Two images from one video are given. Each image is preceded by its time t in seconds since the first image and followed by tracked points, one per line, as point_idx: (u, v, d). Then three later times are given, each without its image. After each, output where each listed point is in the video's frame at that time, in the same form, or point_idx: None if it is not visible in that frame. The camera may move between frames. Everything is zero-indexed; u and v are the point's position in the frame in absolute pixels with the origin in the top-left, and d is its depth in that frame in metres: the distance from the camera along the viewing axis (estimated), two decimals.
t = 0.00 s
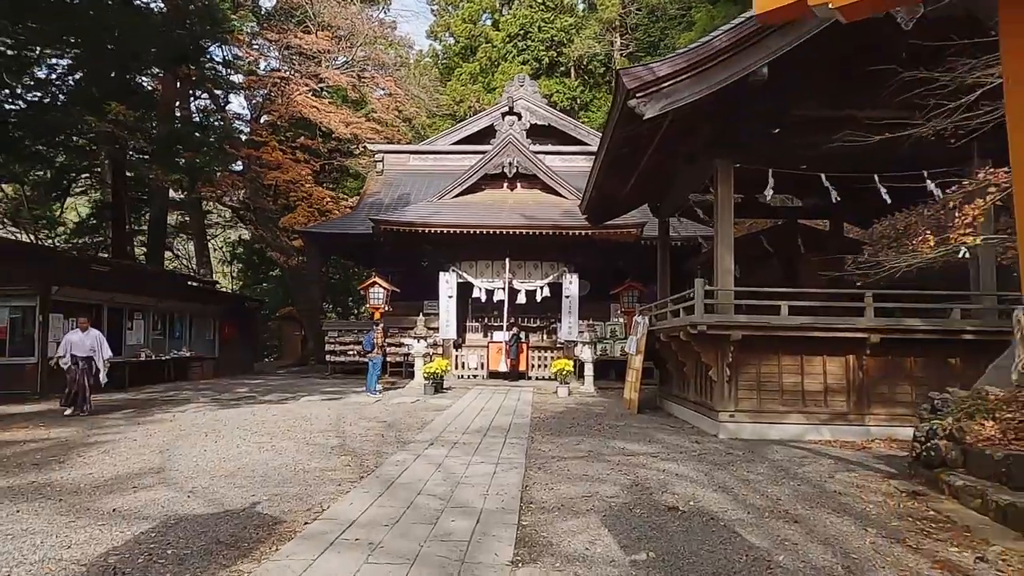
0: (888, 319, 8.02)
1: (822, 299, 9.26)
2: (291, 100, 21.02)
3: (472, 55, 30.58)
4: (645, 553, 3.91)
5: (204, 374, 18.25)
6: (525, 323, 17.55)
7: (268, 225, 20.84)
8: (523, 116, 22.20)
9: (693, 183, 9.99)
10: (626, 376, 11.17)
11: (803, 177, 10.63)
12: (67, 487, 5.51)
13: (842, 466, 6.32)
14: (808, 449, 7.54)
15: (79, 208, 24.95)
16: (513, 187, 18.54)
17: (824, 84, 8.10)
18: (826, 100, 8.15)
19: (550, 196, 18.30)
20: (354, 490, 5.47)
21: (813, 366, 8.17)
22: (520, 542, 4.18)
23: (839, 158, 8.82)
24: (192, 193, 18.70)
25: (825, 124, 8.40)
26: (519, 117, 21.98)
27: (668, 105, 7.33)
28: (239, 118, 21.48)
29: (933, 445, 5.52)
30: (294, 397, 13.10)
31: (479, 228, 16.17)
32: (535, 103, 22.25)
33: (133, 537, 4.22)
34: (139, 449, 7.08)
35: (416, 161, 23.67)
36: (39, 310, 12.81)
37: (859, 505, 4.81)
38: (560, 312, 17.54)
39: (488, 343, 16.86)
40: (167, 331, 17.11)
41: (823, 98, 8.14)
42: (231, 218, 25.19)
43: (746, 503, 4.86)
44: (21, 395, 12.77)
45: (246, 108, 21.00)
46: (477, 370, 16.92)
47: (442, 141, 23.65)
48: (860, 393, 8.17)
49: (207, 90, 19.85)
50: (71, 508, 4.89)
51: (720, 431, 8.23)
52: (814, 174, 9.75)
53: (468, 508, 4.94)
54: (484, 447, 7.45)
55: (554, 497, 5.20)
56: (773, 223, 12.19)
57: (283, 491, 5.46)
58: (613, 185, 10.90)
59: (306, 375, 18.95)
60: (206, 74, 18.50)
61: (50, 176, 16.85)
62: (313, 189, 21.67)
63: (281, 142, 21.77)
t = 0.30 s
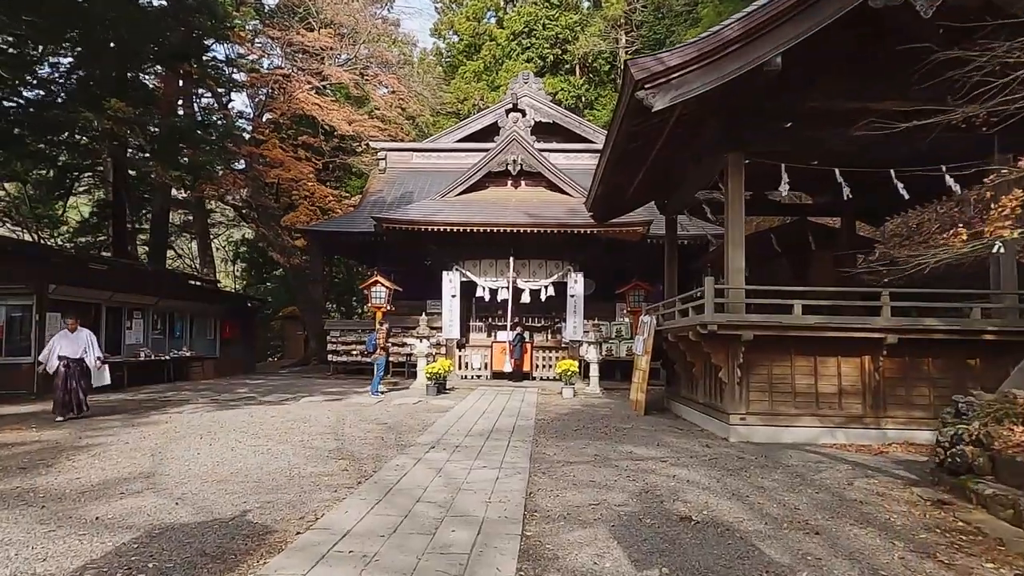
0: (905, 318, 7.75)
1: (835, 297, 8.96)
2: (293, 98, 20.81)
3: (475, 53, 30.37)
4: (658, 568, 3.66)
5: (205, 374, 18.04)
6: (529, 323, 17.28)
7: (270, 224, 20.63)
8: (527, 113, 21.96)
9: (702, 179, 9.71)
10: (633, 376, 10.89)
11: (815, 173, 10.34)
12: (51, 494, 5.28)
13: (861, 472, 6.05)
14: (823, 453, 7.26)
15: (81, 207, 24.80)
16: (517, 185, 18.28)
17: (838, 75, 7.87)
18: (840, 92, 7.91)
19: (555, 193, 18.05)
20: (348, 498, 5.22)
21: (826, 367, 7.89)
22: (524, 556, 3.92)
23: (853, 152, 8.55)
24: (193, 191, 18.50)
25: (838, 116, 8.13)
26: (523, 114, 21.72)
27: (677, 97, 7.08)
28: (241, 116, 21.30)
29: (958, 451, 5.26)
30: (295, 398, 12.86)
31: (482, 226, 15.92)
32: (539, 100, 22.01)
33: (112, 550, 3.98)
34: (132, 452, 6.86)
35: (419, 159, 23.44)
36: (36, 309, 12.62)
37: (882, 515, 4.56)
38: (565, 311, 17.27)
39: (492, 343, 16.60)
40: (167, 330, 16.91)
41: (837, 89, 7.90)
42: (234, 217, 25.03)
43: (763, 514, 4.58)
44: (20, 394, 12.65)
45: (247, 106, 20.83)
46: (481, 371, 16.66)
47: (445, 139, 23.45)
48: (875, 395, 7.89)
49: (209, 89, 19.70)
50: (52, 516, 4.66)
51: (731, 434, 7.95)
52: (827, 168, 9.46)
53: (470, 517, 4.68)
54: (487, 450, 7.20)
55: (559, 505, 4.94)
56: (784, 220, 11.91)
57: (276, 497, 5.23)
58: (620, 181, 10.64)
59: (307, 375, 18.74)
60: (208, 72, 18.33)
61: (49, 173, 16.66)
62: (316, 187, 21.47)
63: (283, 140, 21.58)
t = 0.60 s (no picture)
0: (922, 319, 7.49)
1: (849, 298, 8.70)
2: (295, 98, 20.59)
3: (479, 53, 30.16)
4: None
5: (206, 376, 17.84)
6: (534, 324, 17.04)
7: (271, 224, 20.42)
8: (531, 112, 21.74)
9: (711, 177, 9.47)
10: (640, 378, 10.64)
11: (826, 170, 10.09)
12: (36, 504, 5.06)
13: (879, 480, 5.81)
14: (839, 459, 7.01)
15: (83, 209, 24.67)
16: (521, 184, 18.05)
17: (852, 69, 7.62)
18: (853, 86, 7.65)
19: (559, 193, 17.82)
20: (345, 508, 4.98)
21: (840, 370, 7.64)
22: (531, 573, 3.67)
23: (867, 148, 8.29)
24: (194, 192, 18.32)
25: (851, 111, 7.87)
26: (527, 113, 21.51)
27: (689, 91, 6.82)
28: (243, 116, 21.13)
29: (986, 459, 5.01)
30: (296, 401, 12.63)
31: (485, 226, 15.67)
32: (543, 99, 21.79)
33: (94, 566, 3.76)
34: (124, 459, 6.63)
35: (422, 159, 23.13)
36: (33, 310, 12.43)
37: (908, 528, 4.31)
38: (570, 312, 17.03)
39: (496, 345, 16.34)
40: (167, 332, 16.69)
41: (850, 83, 7.64)
42: (236, 218, 24.84)
43: (782, 527, 4.33)
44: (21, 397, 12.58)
45: (249, 106, 20.64)
46: (485, 373, 16.41)
47: (449, 138, 23.13)
48: (892, 400, 7.63)
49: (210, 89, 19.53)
50: (33, 529, 4.42)
51: (743, 440, 7.69)
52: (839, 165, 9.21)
53: (474, 529, 4.44)
54: (490, 456, 6.97)
55: (567, 516, 4.71)
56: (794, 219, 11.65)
57: (270, 507, 4.99)
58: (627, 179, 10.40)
59: (309, 377, 18.53)
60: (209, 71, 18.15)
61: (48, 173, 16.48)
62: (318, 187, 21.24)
63: (285, 140, 21.38)
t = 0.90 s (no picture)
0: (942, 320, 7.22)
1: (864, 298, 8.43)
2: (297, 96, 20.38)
3: (482, 52, 29.93)
4: None
5: (206, 377, 17.62)
6: (538, 324, 16.79)
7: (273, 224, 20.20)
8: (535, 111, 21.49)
9: (721, 174, 9.21)
10: (648, 380, 10.37)
11: (840, 167, 9.82)
12: (22, 513, 4.83)
13: (903, 488, 5.55)
14: (857, 465, 6.74)
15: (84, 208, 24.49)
16: (525, 183, 17.82)
17: (868, 60, 7.37)
18: (869, 78, 7.40)
19: (563, 192, 17.58)
20: (344, 518, 4.73)
21: (857, 373, 7.38)
22: None
23: (882, 143, 8.03)
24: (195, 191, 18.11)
25: (864, 105, 7.62)
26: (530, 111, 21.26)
27: (702, 82, 6.57)
28: (245, 115, 20.92)
29: (1020, 468, 4.75)
30: (296, 404, 12.39)
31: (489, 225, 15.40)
32: (547, 97, 21.54)
33: None
34: (117, 465, 6.40)
35: (426, 157, 22.67)
36: (30, 310, 12.21)
37: (942, 542, 4.06)
38: (575, 313, 16.78)
39: (500, 346, 16.07)
40: (167, 333, 16.47)
41: (865, 76, 7.38)
42: (237, 217, 24.64)
43: (808, 540, 4.07)
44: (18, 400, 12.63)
45: (251, 104, 20.42)
46: (488, 375, 16.15)
47: (452, 137, 22.84)
48: (911, 403, 7.36)
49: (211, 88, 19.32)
50: (13, 540, 4.18)
51: (756, 444, 7.43)
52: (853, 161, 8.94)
53: (480, 542, 4.18)
54: (496, 461, 6.72)
55: (577, 528, 4.45)
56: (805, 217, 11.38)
57: (265, 517, 4.74)
58: (635, 175, 10.15)
59: (310, 378, 18.30)
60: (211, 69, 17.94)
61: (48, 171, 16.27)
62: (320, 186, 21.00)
63: (287, 139, 21.16)
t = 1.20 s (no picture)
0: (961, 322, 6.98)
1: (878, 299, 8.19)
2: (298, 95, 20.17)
3: (484, 51, 29.69)
4: None
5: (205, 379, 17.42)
6: (542, 325, 16.56)
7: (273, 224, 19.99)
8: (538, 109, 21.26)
9: (731, 171, 8.96)
10: (655, 382, 10.14)
11: (851, 164, 9.59)
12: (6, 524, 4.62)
13: (926, 497, 5.31)
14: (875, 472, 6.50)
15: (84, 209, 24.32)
16: (528, 182, 17.61)
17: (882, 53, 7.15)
18: (883, 72, 7.17)
19: (566, 191, 17.36)
20: (342, 530, 4.49)
21: (873, 376, 7.14)
22: None
23: (898, 139, 7.80)
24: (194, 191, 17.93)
25: (874, 101, 7.37)
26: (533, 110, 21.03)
27: (713, 75, 6.32)
28: (246, 115, 20.74)
29: None
30: (296, 406, 12.18)
31: (491, 225, 15.15)
32: (550, 96, 21.31)
33: None
34: (109, 471, 6.19)
35: (427, 157, 22.50)
36: (25, 312, 12.01)
37: (975, 558, 3.82)
38: (579, 313, 16.52)
39: (502, 348, 15.83)
40: (165, 334, 16.26)
41: (880, 69, 7.16)
42: (238, 218, 24.45)
43: (834, 557, 3.83)
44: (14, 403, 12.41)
45: (252, 104, 20.22)
46: (491, 376, 15.93)
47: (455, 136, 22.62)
48: (928, 408, 7.12)
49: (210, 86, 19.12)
50: None
51: (769, 450, 7.18)
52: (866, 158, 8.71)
53: (485, 557, 3.95)
54: (500, 468, 6.49)
55: (587, 542, 4.22)
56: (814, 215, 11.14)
57: (259, 529, 4.51)
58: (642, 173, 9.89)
59: (310, 380, 18.09)
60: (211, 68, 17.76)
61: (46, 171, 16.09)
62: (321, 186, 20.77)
63: (287, 138, 20.96)
